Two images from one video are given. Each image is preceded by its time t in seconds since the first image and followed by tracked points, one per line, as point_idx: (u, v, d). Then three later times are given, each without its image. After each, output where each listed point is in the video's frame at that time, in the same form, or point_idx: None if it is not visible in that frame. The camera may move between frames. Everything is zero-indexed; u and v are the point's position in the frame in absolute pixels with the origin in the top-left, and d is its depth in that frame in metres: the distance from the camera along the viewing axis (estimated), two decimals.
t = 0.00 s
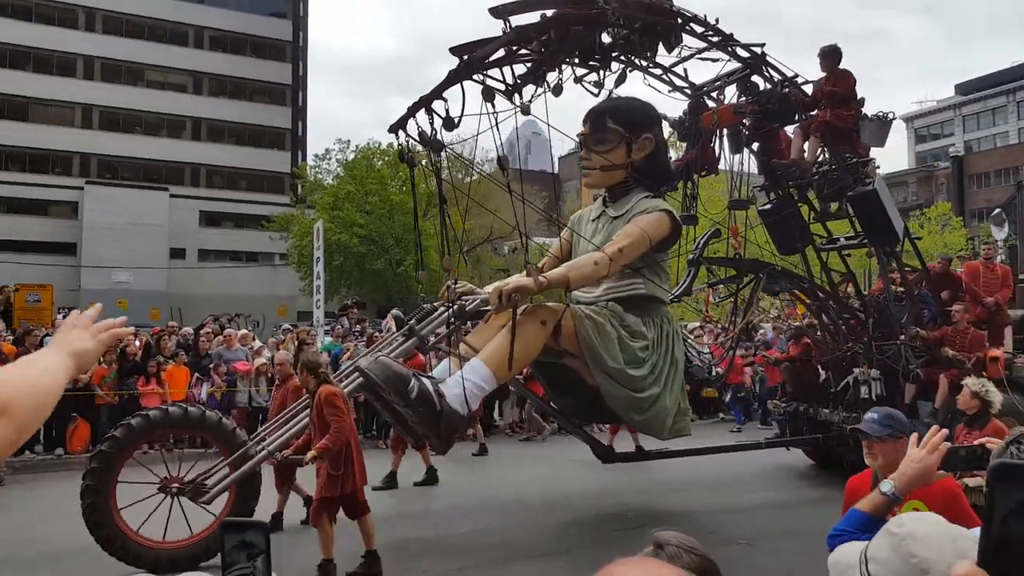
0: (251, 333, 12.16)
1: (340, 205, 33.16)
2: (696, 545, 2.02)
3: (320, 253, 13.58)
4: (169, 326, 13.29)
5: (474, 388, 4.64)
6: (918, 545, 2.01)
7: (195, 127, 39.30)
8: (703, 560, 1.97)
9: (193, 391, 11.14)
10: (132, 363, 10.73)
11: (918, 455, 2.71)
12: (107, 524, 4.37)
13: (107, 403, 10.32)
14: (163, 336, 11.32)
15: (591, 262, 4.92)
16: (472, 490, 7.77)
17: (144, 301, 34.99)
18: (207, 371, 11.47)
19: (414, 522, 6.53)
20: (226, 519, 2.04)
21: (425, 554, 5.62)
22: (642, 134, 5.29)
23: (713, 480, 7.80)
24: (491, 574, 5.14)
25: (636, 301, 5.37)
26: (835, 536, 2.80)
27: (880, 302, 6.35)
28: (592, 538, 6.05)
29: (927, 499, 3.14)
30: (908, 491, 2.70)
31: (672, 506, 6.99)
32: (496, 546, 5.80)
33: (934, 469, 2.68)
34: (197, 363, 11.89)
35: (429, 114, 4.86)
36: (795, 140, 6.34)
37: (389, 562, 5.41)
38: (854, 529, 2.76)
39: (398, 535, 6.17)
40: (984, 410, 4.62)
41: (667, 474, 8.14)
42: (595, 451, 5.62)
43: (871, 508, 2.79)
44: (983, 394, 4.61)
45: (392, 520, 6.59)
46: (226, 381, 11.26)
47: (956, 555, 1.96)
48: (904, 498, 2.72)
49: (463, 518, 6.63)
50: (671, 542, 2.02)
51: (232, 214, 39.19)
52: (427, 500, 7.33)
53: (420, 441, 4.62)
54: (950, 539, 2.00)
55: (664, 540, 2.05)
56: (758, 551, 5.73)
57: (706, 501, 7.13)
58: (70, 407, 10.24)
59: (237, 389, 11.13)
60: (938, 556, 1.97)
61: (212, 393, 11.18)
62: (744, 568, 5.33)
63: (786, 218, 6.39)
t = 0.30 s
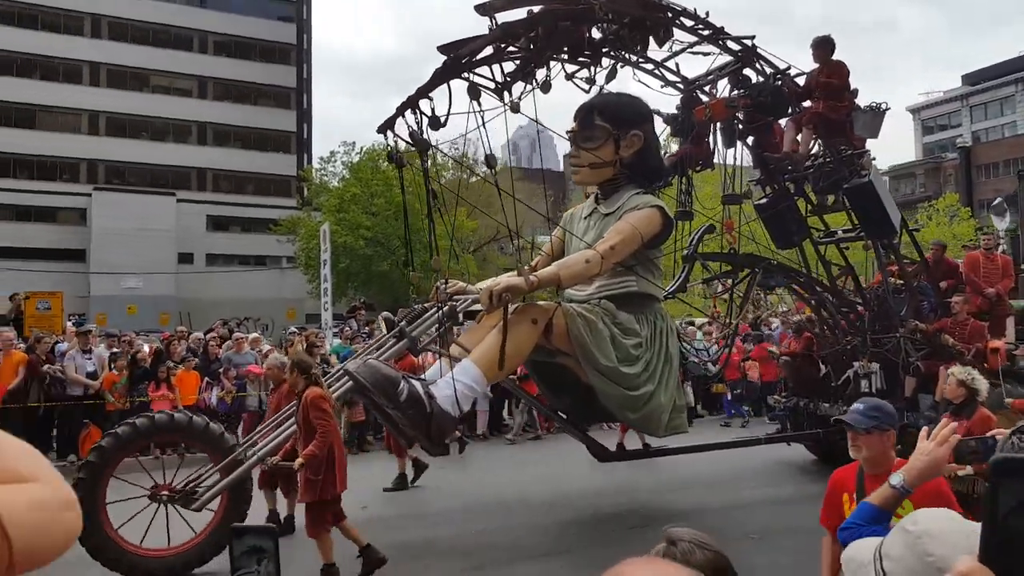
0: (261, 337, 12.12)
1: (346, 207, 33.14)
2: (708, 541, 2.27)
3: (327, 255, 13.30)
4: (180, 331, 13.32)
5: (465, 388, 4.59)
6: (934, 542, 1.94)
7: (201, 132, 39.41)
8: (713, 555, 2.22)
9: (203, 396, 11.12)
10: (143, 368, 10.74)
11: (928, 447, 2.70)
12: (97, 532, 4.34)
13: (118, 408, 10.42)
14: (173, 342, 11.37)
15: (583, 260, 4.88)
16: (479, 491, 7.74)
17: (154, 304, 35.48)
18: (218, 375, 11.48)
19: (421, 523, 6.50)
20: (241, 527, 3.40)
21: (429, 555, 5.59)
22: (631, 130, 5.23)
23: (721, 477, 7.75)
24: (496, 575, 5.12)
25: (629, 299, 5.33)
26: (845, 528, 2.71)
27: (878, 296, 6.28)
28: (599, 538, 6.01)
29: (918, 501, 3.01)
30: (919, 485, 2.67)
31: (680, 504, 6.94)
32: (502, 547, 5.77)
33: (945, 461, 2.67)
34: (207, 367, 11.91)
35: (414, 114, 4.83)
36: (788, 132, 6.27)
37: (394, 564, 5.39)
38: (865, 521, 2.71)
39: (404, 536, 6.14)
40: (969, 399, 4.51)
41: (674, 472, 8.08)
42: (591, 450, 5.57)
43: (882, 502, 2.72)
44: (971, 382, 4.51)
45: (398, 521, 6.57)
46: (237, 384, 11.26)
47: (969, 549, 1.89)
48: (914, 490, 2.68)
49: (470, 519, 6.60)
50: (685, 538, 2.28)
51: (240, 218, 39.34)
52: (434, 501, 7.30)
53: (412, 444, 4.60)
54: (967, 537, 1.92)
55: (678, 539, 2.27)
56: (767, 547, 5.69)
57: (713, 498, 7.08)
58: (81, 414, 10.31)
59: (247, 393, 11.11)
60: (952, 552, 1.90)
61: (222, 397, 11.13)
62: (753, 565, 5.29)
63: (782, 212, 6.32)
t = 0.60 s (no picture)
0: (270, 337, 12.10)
1: (353, 208, 33.00)
2: (712, 535, 2.34)
3: (332, 257, 12.89)
4: (189, 334, 13.41)
5: (454, 389, 4.55)
6: (946, 546, 1.91)
7: (208, 134, 39.48)
8: (718, 548, 2.30)
9: (213, 395, 11.19)
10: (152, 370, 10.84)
11: (940, 432, 2.65)
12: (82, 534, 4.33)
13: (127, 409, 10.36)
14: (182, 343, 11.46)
15: (574, 260, 4.84)
16: (484, 492, 7.71)
17: (162, 306, 35.54)
18: (227, 375, 11.54)
19: (425, 525, 6.47)
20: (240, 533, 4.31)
21: (429, 556, 5.58)
22: (622, 129, 5.20)
23: (728, 478, 7.68)
24: None
25: (621, 298, 5.29)
26: (856, 513, 2.76)
27: (876, 294, 6.22)
28: (603, 538, 5.99)
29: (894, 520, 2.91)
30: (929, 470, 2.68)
31: (685, 503, 6.90)
32: (505, 549, 5.75)
33: (956, 447, 2.62)
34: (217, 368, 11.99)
35: (403, 114, 4.82)
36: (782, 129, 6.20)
37: (395, 567, 5.38)
38: (872, 505, 2.75)
39: (407, 538, 6.12)
40: (962, 399, 4.49)
41: (680, 472, 8.01)
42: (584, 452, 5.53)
43: (894, 487, 2.76)
44: (962, 383, 4.51)
45: (401, 523, 6.56)
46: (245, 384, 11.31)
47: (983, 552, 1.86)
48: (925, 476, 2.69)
49: (475, 522, 6.57)
50: (689, 533, 2.34)
51: (247, 219, 39.43)
52: (439, 504, 7.27)
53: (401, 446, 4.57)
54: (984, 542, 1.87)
55: (682, 533, 2.34)
56: (773, 547, 5.64)
57: (718, 497, 7.03)
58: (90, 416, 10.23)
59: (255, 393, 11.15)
60: (961, 553, 1.87)
61: (230, 397, 11.26)
62: (760, 565, 5.25)
63: (779, 209, 6.29)
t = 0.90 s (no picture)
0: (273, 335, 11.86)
1: (355, 206, 32.68)
2: (716, 530, 2.38)
3: (336, 256, 11.95)
4: (191, 331, 13.38)
5: (438, 389, 4.50)
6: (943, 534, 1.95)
7: (211, 132, 39.45)
8: (723, 542, 2.33)
9: (215, 393, 11.19)
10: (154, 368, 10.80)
11: (948, 431, 2.64)
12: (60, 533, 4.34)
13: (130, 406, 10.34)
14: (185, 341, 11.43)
15: (560, 259, 4.79)
16: (485, 493, 7.68)
17: (166, 304, 35.46)
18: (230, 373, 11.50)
19: (425, 526, 6.45)
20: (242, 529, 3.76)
21: (429, 556, 5.57)
22: (609, 127, 5.15)
23: (729, 479, 7.64)
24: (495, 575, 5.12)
25: (609, 298, 5.25)
26: (863, 510, 2.76)
27: (868, 294, 6.17)
28: (605, 538, 5.97)
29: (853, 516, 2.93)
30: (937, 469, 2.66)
31: (685, 503, 6.87)
32: (506, 549, 5.73)
33: (965, 444, 2.61)
34: (219, 366, 11.96)
35: (386, 112, 4.77)
36: (771, 127, 6.14)
37: (394, 567, 5.36)
38: (879, 502, 2.75)
39: (406, 539, 6.10)
40: (953, 400, 4.45)
41: (681, 472, 7.98)
42: (572, 454, 5.48)
43: (902, 483, 2.76)
44: (952, 384, 4.47)
45: (402, 523, 6.54)
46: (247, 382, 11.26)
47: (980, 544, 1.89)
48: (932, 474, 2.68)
49: (474, 522, 6.54)
50: (692, 528, 2.38)
51: (251, 217, 39.44)
52: (439, 504, 7.25)
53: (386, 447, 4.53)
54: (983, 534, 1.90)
55: (686, 529, 2.38)
56: (774, 546, 5.61)
57: (719, 497, 6.99)
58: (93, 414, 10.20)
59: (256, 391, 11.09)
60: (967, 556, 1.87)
61: (233, 395, 11.24)
62: (763, 565, 5.22)
63: (770, 208, 6.26)
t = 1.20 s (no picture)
0: (276, 337, 11.83)
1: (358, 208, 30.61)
2: (728, 531, 2.49)
3: (339, 256, 11.25)
4: (193, 331, 13.38)
5: (423, 391, 4.46)
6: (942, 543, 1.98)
7: (215, 132, 39.45)
8: (735, 543, 2.44)
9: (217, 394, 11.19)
10: (158, 367, 10.81)
11: (955, 430, 2.70)
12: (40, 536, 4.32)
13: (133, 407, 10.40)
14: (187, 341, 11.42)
15: (547, 259, 4.76)
16: (487, 493, 7.66)
17: (167, 305, 35.61)
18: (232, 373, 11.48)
19: (429, 527, 6.44)
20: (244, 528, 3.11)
21: (430, 557, 5.58)
22: (596, 126, 5.12)
23: (732, 479, 7.62)
24: None
25: (597, 299, 5.21)
26: (869, 507, 2.89)
27: (862, 294, 6.14)
28: (610, 539, 5.95)
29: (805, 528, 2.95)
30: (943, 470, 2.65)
31: (689, 503, 6.84)
32: (511, 551, 5.71)
33: (972, 443, 2.66)
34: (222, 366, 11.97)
35: (371, 112, 4.74)
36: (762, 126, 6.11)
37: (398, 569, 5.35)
38: (887, 501, 2.87)
39: (411, 540, 6.09)
40: (942, 401, 4.53)
41: (683, 473, 7.95)
42: (562, 455, 5.44)
43: (907, 482, 2.88)
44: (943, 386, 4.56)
45: (406, 524, 6.54)
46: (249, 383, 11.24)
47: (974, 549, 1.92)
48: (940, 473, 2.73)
49: (479, 522, 6.53)
50: (706, 529, 2.50)
51: (254, 217, 39.44)
52: (443, 504, 7.23)
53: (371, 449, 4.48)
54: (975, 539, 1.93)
55: (700, 529, 2.51)
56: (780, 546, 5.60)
57: (723, 497, 6.97)
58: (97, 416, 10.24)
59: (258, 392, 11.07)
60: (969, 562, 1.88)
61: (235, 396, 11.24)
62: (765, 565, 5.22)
63: (762, 207, 6.20)
